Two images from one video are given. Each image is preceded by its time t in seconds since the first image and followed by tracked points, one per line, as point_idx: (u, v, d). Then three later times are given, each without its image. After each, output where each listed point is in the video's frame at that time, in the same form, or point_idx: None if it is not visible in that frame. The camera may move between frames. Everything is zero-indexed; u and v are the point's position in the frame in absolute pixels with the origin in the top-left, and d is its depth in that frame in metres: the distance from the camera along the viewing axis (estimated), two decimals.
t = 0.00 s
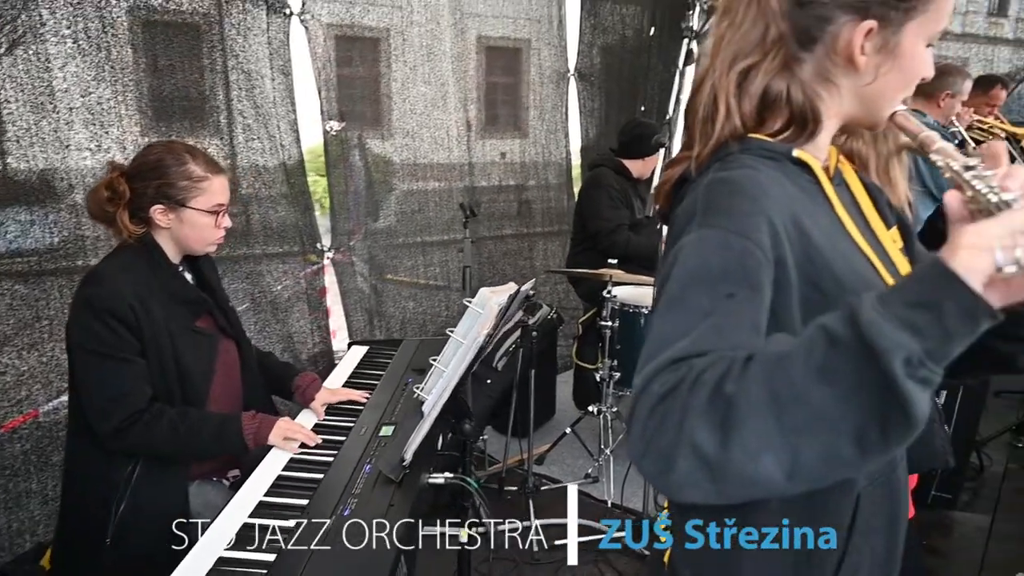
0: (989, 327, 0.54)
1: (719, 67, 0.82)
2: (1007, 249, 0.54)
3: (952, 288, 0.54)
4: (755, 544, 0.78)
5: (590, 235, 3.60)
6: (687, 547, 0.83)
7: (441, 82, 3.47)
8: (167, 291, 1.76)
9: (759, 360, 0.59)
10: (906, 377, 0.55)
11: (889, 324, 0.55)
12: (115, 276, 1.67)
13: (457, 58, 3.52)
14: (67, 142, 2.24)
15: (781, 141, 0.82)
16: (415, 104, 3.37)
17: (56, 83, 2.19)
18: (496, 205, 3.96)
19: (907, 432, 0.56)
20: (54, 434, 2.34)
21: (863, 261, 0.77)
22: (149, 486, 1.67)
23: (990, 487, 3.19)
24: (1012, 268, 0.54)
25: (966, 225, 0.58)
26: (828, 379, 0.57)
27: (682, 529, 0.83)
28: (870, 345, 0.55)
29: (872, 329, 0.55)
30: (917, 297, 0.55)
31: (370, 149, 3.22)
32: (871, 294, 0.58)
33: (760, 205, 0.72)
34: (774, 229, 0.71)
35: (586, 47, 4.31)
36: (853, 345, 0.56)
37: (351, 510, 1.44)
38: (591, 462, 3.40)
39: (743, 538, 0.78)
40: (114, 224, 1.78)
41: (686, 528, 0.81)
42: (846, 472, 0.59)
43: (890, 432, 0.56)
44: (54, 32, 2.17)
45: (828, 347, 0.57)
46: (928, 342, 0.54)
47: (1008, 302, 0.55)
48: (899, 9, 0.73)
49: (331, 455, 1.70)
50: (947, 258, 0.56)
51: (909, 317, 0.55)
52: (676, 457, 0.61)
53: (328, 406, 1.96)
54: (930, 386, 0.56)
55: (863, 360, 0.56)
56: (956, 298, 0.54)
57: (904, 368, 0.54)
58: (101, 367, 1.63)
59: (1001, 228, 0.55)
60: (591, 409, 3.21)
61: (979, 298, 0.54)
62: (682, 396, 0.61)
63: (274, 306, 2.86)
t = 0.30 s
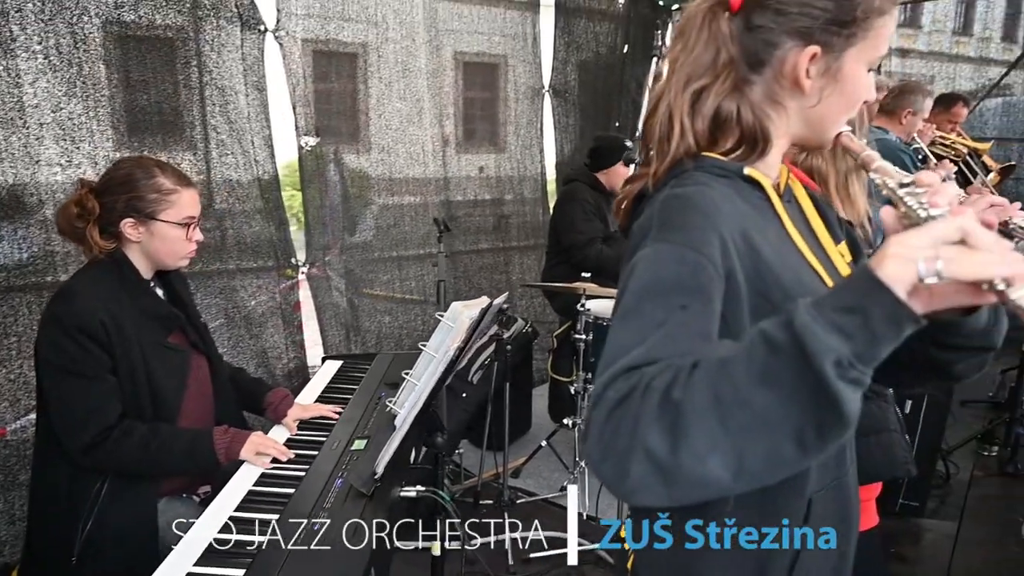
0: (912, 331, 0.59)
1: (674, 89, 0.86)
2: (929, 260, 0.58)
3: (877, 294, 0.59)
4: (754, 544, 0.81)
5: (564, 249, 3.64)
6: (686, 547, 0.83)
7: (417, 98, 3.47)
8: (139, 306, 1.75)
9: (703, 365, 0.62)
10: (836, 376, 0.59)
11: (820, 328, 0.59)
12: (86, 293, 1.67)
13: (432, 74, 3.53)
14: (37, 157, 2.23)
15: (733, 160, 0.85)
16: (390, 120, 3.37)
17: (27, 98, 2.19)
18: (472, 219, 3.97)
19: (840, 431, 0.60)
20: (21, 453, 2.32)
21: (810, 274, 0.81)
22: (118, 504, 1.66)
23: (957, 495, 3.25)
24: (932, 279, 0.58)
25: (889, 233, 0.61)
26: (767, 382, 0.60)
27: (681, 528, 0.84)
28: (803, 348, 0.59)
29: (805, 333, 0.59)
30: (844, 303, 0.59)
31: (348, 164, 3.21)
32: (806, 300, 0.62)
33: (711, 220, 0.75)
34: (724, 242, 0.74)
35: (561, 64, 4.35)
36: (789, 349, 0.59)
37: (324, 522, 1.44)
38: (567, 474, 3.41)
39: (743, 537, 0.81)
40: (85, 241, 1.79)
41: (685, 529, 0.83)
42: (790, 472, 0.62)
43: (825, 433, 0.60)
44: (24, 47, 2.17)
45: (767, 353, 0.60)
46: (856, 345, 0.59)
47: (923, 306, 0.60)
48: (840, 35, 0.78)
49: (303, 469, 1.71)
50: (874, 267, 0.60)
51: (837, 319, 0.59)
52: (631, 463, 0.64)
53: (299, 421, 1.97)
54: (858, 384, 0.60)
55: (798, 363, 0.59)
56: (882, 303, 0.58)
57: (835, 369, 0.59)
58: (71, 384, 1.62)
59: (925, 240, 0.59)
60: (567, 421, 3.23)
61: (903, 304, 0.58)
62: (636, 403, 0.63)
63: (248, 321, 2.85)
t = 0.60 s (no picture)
0: (849, 338, 0.62)
1: (632, 109, 0.89)
2: (864, 273, 0.61)
3: (817, 304, 0.62)
4: (754, 544, 0.86)
5: (540, 263, 3.67)
6: (686, 547, 0.86)
7: (393, 113, 3.46)
8: (109, 323, 1.74)
9: (655, 373, 0.65)
10: (778, 381, 0.62)
11: (764, 336, 0.62)
12: (58, 312, 1.66)
13: (409, 89, 3.53)
14: (6, 172, 2.21)
15: (691, 176, 0.89)
16: (366, 135, 3.36)
17: None
18: (449, 232, 3.96)
19: (783, 432, 0.64)
20: None
21: (763, 285, 0.84)
22: (87, 522, 1.64)
23: (926, 502, 3.31)
24: (868, 290, 0.61)
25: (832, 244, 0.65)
26: (715, 388, 0.63)
27: (681, 528, 0.86)
28: (748, 354, 0.62)
29: (750, 340, 0.62)
30: (786, 310, 0.63)
31: (325, 178, 3.20)
32: (751, 311, 0.65)
33: (667, 233, 0.78)
34: (681, 255, 0.77)
35: (536, 80, 4.37)
36: (735, 356, 0.63)
37: (294, 538, 1.45)
38: (544, 487, 3.42)
39: (744, 537, 0.85)
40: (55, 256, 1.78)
41: (686, 528, 0.85)
42: (739, 472, 0.66)
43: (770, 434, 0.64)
44: None
45: (715, 360, 0.64)
46: (797, 350, 0.62)
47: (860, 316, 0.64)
48: (789, 57, 0.82)
49: (275, 484, 1.71)
50: (814, 277, 0.63)
51: (779, 326, 0.63)
52: (589, 469, 0.67)
53: (272, 437, 1.96)
54: (801, 389, 0.64)
55: (744, 369, 0.63)
56: (821, 313, 0.62)
57: (777, 375, 0.62)
58: (39, 403, 1.61)
59: (861, 253, 0.63)
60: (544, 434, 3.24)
61: (841, 313, 0.62)
62: (593, 410, 0.67)
63: (222, 335, 2.81)
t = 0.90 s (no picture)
0: (793, 352, 0.66)
1: (591, 127, 0.92)
2: (810, 292, 0.65)
3: (764, 318, 0.65)
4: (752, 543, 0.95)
5: (516, 276, 3.68)
6: (686, 547, 0.89)
7: (367, 129, 3.41)
8: (73, 343, 1.72)
9: (611, 385, 0.68)
10: (727, 394, 0.65)
11: (713, 349, 0.65)
12: (19, 332, 1.65)
13: (383, 105, 3.49)
14: None
15: (654, 190, 0.91)
16: (340, 150, 3.30)
17: None
18: (426, 245, 3.91)
19: (732, 443, 0.67)
20: None
21: (723, 295, 0.86)
22: (51, 546, 1.61)
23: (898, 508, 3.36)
24: (812, 309, 0.64)
25: (780, 261, 0.68)
26: (668, 401, 0.66)
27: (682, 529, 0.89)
28: (697, 369, 0.65)
29: (700, 353, 0.65)
30: (734, 325, 0.66)
31: (300, 192, 3.14)
32: (702, 325, 0.68)
33: (628, 246, 0.79)
34: (642, 269, 0.79)
35: (510, 95, 4.35)
36: (686, 369, 0.66)
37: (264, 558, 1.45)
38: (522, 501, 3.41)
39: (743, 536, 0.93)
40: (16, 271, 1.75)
41: (686, 529, 0.89)
42: (692, 482, 0.69)
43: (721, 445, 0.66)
44: None
45: (666, 374, 0.66)
46: (744, 363, 0.65)
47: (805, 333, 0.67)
48: (744, 74, 0.84)
49: (244, 504, 1.70)
50: (763, 294, 0.66)
51: (728, 340, 0.66)
52: (548, 479, 0.70)
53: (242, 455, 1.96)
54: (748, 400, 0.66)
55: (694, 383, 0.66)
56: (767, 327, 0.65)
57: (725, 386, 0.65)
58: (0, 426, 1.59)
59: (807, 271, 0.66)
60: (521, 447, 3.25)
61: (786, 329, 0.65)
62: (552, 422, 0.70)
63: (194, 354, 2.71)
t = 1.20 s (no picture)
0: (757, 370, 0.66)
1: (558, 139, 0.93)
2: (773, 316, 0.66)
3: (729, 339, 0.66)
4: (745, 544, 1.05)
5: (491, 288, 3.69)
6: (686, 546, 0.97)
7: (341, 141, 3.38)
8: (35, 358, 1.70)
9: (578, 406, 0.69)
10: (694, 416, 0.66)
11: (679, 371, 0.66)
12: None
13: (358, 117, 3.46)
14: None
15: (618, 204, 0.92)
16: (313, 162, 3.27)
17: None
18: (403, 257, 3.88)
19: (699, 461, 0.68)
20: None
21: (690, 311, 0.87)
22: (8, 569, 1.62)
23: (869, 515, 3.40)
24: (776, 332, 0.66)
25: (738, 280, 0.68)
26: (636, 421, 0.67)
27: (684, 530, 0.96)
28: (663, 390, 0.66)
29: (666, 375, 0.66)
30: (700, 347, 0.67)
31: (273, 204, 3.10)
32: (668, 346, 0.69)
33: (594, 262, 0.80)
34: (607, 285, 0.80)
35: (486, 108, 4.34)
36: (653, 391, 0.67)
37: None
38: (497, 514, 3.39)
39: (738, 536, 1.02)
40: None
41: (687, 529, 0.96)
42: (660, 502, 0.70)
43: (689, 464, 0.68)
44: None
45: (634, 395, 0.68)
46: (710, 385, 0.66)
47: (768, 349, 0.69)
48: (706, 90, 0.86)
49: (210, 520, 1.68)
50: (727, 317, 0.67)
51: (695, 362, 0.66)
52: (518, 500, 0.71)
53: (199, 470, 1.95)
54: (715, 420, 0.67)
55: (660, 404, 0.67)
56: (731, 347, 0.66)
57: (692, 407, 0.66)
58: None
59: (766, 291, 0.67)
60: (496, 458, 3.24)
61: (749, 350, 0.66)
62: (522, 441, 0.70)
63: (164, 368, 2.67)
